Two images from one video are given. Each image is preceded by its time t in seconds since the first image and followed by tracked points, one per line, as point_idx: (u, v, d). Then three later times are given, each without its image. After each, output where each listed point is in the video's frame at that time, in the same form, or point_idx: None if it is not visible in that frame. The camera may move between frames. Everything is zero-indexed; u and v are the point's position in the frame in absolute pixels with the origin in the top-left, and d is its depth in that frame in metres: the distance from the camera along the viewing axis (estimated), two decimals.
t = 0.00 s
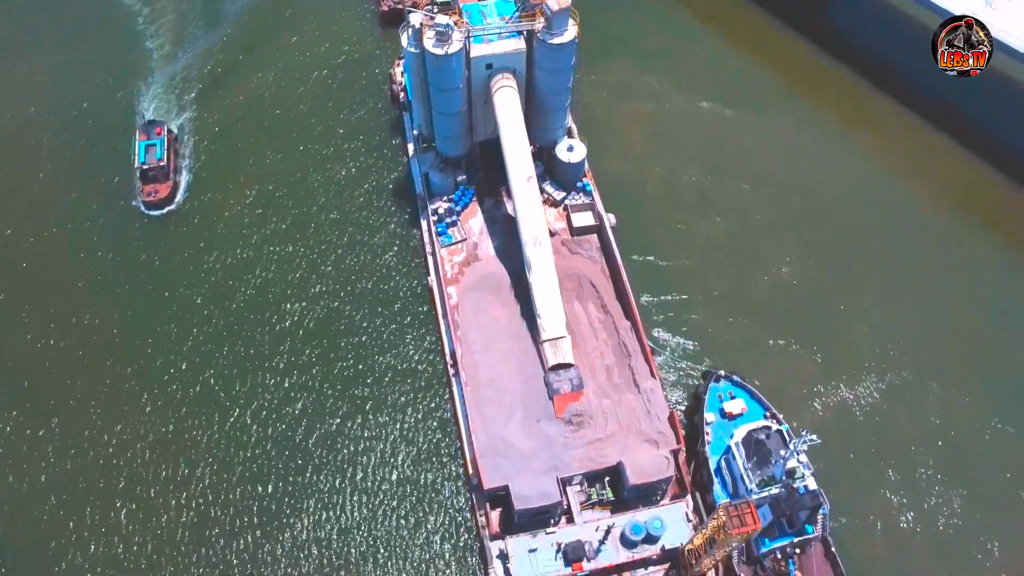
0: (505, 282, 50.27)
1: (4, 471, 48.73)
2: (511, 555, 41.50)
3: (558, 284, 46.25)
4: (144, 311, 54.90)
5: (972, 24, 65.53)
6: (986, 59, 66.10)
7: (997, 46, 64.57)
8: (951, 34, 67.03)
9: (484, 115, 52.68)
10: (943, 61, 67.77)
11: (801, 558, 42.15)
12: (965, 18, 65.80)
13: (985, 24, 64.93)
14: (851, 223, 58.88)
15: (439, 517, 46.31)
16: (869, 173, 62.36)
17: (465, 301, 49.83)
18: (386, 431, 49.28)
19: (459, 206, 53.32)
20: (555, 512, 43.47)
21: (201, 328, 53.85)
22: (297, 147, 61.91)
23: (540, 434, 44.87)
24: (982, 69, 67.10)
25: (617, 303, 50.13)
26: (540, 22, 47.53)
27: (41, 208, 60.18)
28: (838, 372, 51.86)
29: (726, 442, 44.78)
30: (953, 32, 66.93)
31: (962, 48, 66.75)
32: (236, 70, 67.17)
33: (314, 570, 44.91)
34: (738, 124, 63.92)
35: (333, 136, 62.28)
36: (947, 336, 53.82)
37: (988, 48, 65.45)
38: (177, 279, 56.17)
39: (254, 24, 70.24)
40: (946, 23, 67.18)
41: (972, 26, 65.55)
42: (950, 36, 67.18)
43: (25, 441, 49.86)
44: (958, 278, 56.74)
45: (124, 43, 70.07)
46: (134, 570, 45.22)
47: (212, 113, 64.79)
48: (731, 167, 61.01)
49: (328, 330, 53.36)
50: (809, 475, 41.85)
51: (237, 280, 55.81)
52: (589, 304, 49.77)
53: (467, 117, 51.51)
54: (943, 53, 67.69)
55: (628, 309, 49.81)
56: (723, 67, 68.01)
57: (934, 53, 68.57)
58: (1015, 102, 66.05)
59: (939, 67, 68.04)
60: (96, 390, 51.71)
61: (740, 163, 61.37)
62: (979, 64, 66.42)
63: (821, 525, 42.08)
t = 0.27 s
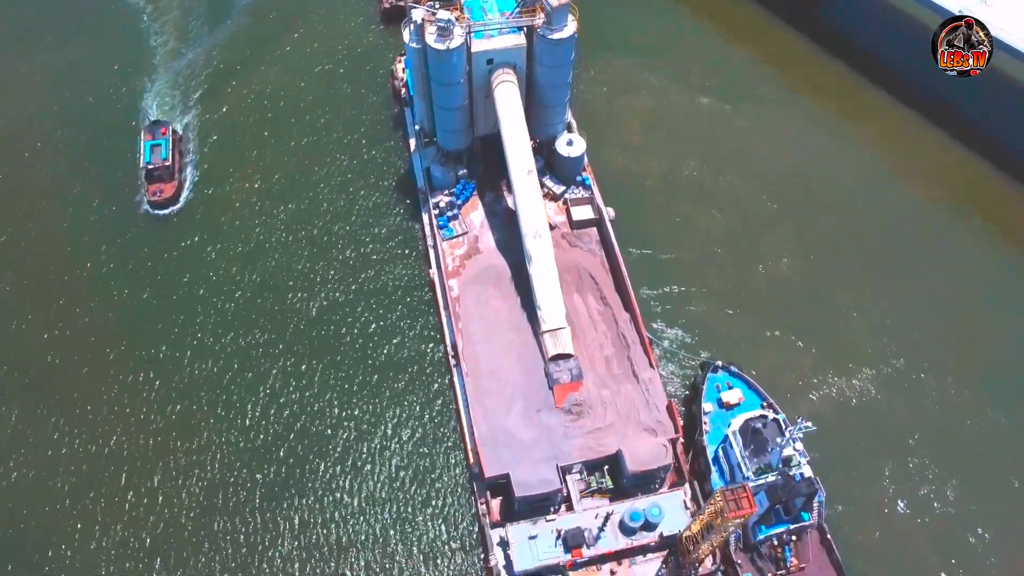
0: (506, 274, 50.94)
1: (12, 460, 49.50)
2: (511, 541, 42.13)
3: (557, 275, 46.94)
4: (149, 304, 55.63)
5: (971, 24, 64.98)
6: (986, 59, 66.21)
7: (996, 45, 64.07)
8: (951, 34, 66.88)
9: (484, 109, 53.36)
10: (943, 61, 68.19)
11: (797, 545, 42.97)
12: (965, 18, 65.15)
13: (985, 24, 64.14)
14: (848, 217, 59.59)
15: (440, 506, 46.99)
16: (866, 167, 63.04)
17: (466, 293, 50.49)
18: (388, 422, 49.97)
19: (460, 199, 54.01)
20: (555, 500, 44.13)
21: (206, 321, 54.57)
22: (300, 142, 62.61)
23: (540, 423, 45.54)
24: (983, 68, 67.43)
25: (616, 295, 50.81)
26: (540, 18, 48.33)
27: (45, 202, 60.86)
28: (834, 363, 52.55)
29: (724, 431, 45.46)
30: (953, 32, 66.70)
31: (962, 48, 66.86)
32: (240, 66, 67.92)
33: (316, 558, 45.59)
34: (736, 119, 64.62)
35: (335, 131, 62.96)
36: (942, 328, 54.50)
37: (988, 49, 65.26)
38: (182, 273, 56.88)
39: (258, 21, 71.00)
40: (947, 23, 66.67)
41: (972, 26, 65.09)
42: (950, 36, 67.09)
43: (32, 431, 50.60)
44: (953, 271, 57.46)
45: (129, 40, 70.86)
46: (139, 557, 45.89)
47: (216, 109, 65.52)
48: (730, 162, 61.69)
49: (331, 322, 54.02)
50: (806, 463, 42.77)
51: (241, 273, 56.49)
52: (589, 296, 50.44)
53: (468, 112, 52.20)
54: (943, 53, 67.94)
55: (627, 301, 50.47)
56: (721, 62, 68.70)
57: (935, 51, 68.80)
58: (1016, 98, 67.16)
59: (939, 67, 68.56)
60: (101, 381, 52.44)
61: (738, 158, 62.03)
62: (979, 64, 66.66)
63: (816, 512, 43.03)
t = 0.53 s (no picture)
0: (507, 267, 51.58)
1: (21, 451, 50.25)
2: (512, 528, 42.88)
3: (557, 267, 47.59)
4: (154, 297, 56.30)
5: (971, 24, 65.53)
6: (986, 59, 66.01)
7: (997, 45, 64.51)
8: (951, 34, 66.67)
9: (485, 104, 54.02)
10: (943, 61, 67.27)
11: (794, 532, 43.56)
12: (965, 18, 65.89)
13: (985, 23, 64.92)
14: (845, 212, 60.26)
15: (442, 495, 47.64)
16: (863, 162, 63.71)
17: (467, 285, 51.16)
18: (391, 412, 50.61)
19: (461, 193, 54.69)
20: (556, 488, 44.82)
21: (210, 313, 55.25)
22: (303, 138, 63.25)
23: (540, 412, 46.17)
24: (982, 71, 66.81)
25: (615, 287, 51.45)
26: (540, 13, 48.96)
27: (51, 196, 61.56)
28: (831, 354, 53.18)
29: (721, 421, 46.13)
30: (953, 32, 66.57)
31: (962, 48, 66.43)
32: (244, 62, 68.57)
33: (319, 545, 46.25)
34: (735, 115, 65.30)
35: (338, 127, 63.63)
36: (938, 321, 55.10)
37: (988, 48, 65.48)
38: (186, 266, 57.57)
39: (261, 18, 71.61)
40: (946, 23, 66.87)
41: (972, 26, 65.59)
42: (950, 36, 66.77)
43: (40, 422, 51.33)
44: (949, 265, 58.10)
45: (133, 36, 71.46)
46: (144, 544, 46.65)
47: (220, 104, 66.18)
48: (728, 157, 62.35)
49: (333, 315, 54.68)
50: (802, 451, 43.19)
51: (244, 267, 57.15)
52: (588, 287, 51.09)
53: (469, 106, 52.85)
54: (943, 53, 67.24)
55: (626, 293, 51.10)
56: (720, 59, 69.38)
57: (934, 53, 68.01)
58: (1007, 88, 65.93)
59: (939, 67, 67.53)
60: (108, 373, 53.14)
61: (736, 153, 62.67)
62: (979, 64, 66.12)
63: (812, 499, 43.74)
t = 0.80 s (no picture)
0: (507, 260, 52.22)
1: (27, 441, 50.85)
2: (513, 516, 43.50)
3: (557, 259, 48.26)
4: (158, 291, 56.88)
5: (972, 24, 66.37)
6: (986, 59, 66.75)
7: (997, 44, 65.37)
8: (951, 34, 67.54)
9: (486, 99, 54.71)
10: (943, 61, 68.14)
11: (790, 520, 44.35)
12: (965, 18, 66.59)
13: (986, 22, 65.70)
14: (842, 207, 60.97)
15: (443, 484, 48.26)
16: (860, 158, 64.42)
17: (468, 278, 51.81)
18: (392, 403, 51.22)
19: (462, 187, 55.35)
20: (556, 476, 45.44)
21: (214, 306, 55.87)
22: (306, 134, 63.92)
23: (540, 402, 46.80)
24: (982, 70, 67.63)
25: (614, 280, 52.10)
26: (540, 9, 49.72)
27: (56, 191, 62.14)
28: (828, 346, 53.91)
29: (719, 410, 46.72)
30: (953, 32, 67.44)
31: (962, 48, 67.23)
32: (247, 59, 69.24)
33: (320, 534, 46.89)
34: (734, 112, 66.02)
35: (340, 123, 64.32)
36: (933, 313, 55.87)
37: (988, 48, 66.25)
38: (190, 260, 58.16)
39: (265, 15, 72.29)
40: (947, 23, 67.79)
41: (972, 26, 66.42)
42: (950, 36, 67.62)
43: (46, 412, 51.94)
44: (944, 259, 58.88)
45: (138, 33, 72.11)
46: (147, 532, 47.43)
47: (224, 100, 66.86)
48: (727, 153, 63.04)
49: (336, 307, 55.31)
50: (798, 439, 44.30)
51: (247, 261, 57.79)
52: (587, 280, 51.73)
53: (470, 101, 53.54)
54: (943, 53, 68.12)
55: (625, 285, 51.76)
56: (718, 56, 70.17)
57: (935, 52, 68.88)
58: (1006, 85, 66.41)
59: (939, 67, 68.38)
60: (113, 364, 53.75)
61: (735, 149, 63.38)
62: (979, 64, 66.86)
63: (809, 487, 44.29)
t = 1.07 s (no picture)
0: (507, 252, 52.87)
1: (34, 432, 51.54)
2: (513, 504, 44.14)
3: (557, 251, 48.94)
4: (162, 284, 57.51)
5: (972, 24, 66.35)
6: (986, 59, 66.55)
7: (998, 45, 65.62)
8: (951, 34, 67.11)
9: (486, 94, 55.40)
10: (943, 61, 67.72)
11: (786, 508, 44.94)
12: (965, 18, 66.57)
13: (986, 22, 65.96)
14: (839, 202, 61.63)
15: (444, 473, 48.90)
16: (857, 154, 65.07)
17: (468, 270, 52.47)
18: (394, 394, 51.86)
19: (463, 181, 56.02)
20: (556, 465, 46.08)
21: (217, 299, 56.52)
22: (309, 130, 64.57)
23: (540, 392, 47.44)
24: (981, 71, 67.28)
25: (613, 272, 52.77)
26: (539, 5, 50.47)
27: (61, 186, 62.82)
28: (824, 338, 54.69)
29: (717, 400, 47.48)
30: (953, 32, 66.99)
31: (962, 48, 66.87)
32: (251, 56, 69.91)
33: (324, 523, 47.55)
34: (732, 109, 66.68)
35: (343, 120, 64.99)
36: (927, 306, 56.67)
37: (988, 48, 66.20)
38: (194, 254, 58.79)
39: (269, 13, 72.94)
40: (946, 23, 67.55)
41: (972, 26, 66.38)
42: (950, 36, 67.17)
43: (52, 404, 52.61)
44: (939, 253, 59.64)
45: (142, 31, 72.77)
46: (152, 520, 48.13)
47: (228, 97, 67.51)
48: (725, 149, 63.67)
49: (338, 300, 55.97)
50: (794, 428, 45.44)
51: (250, 255, 58.41)
52: (587, 272, 52.39)
53: (470, 97, 54.22)
54: (943, 53, 67.61)
55: (624, 278, 52.43)
56: (716, 53, 70.88)
57: (934, 52, 68.33)
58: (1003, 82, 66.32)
59: (939, 67, 67.94)
60: (118, 357, 54.41)
61: (733, 145, 64.03)
62: (979, 64, 66.52)
63: (804, 475, 44.95)
